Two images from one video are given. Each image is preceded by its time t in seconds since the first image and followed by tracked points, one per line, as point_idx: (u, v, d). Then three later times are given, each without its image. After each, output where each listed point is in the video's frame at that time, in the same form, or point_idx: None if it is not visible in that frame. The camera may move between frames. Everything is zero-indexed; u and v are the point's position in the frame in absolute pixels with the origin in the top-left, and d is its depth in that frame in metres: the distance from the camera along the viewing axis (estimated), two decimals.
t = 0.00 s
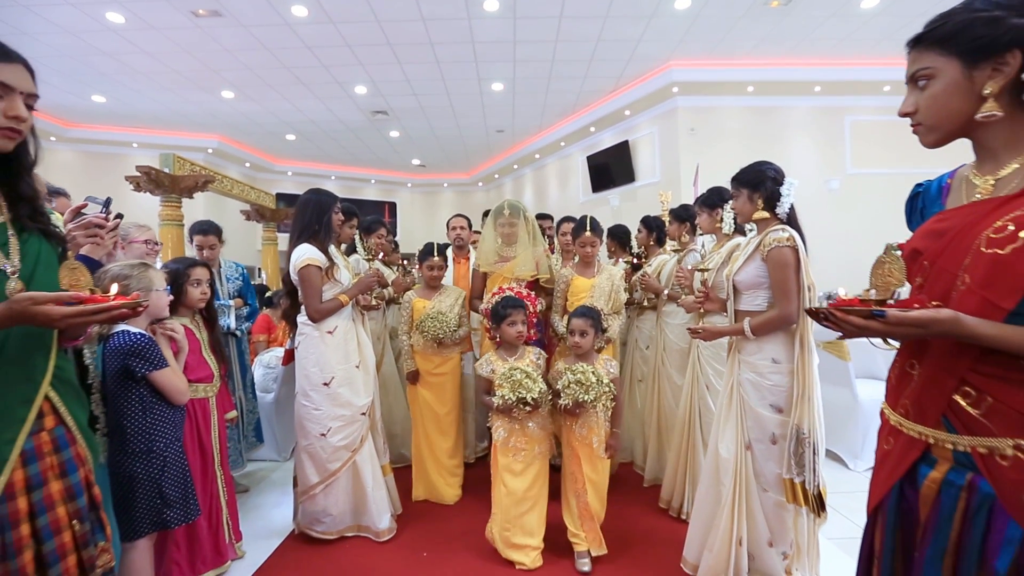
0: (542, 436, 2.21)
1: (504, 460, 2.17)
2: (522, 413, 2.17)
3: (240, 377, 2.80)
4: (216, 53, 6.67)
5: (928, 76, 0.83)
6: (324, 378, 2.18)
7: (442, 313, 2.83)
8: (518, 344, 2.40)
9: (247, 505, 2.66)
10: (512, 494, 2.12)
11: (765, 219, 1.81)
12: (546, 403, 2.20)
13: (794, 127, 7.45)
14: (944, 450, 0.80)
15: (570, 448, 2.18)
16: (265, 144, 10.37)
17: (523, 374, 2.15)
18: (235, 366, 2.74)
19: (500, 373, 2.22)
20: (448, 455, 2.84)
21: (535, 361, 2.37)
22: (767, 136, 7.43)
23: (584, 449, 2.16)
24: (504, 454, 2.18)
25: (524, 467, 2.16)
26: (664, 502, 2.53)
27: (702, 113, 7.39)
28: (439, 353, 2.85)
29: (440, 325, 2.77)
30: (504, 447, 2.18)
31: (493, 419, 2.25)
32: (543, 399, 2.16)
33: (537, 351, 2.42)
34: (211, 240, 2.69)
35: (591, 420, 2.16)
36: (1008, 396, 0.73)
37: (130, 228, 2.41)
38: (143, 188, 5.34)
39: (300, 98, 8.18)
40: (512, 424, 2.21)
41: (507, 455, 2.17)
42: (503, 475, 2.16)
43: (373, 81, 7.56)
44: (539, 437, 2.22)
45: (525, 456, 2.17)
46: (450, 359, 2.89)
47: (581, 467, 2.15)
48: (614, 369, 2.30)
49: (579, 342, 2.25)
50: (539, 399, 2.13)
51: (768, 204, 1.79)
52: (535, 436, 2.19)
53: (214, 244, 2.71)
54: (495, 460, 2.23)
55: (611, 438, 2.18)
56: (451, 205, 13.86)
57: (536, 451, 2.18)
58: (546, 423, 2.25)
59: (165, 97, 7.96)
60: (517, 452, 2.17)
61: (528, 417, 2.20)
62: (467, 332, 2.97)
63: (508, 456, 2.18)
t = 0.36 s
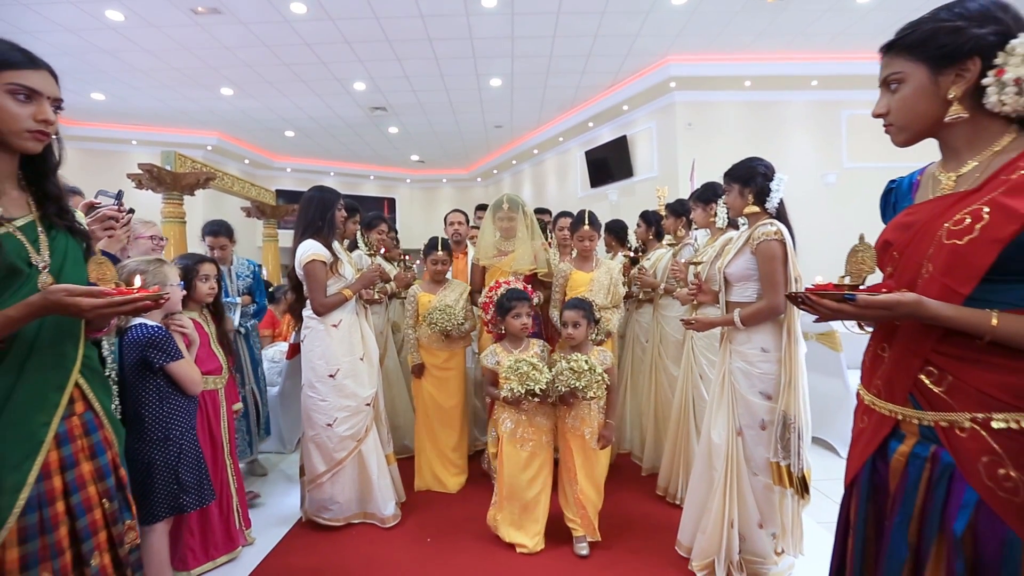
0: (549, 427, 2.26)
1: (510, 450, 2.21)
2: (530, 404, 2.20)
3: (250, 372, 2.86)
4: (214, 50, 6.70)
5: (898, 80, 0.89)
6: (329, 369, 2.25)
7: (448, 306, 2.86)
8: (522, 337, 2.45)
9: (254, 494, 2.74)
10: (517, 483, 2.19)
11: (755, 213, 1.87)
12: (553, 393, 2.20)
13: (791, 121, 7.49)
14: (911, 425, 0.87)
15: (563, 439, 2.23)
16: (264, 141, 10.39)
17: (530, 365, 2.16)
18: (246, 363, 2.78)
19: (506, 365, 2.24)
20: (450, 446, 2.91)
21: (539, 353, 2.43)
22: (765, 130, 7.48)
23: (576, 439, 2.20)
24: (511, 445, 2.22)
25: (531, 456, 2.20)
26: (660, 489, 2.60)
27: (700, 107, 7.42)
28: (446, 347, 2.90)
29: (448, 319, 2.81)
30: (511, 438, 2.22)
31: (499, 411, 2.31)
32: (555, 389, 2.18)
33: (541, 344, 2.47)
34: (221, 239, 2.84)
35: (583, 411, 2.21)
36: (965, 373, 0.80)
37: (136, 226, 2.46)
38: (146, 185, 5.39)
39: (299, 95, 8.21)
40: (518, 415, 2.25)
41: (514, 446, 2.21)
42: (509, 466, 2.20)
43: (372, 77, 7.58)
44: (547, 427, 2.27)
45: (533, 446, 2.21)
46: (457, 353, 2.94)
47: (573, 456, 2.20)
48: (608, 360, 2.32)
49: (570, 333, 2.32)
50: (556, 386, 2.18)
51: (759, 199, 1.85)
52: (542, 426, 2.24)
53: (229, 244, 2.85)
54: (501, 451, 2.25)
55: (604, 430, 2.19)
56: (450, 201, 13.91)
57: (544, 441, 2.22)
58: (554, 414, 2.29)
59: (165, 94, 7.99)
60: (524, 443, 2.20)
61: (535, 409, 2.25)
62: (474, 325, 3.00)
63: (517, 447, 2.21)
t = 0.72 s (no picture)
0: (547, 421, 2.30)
1: (510, 442, 2.25)
2: (529, 398, 2.25)
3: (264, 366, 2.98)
4: (215, 52, 6.75)
5: (866, 95, 0.97)
6: (336, 364, 2.34)
7: (453, 307, 2.95)
8: (523, 333, 2.49)
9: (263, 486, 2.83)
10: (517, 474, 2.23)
11: (742, 214, 1.96)
12: (550, 389, 2.26)
13: (787, 121, 7.58)
14: (878, 408, 0.95)
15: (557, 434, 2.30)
16: (264, 141, 10.44)
17: (528, 360, 2.21)
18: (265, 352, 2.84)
19: (505, 359, 2.28)
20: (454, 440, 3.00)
21: (539, 348, 2.49)
22: (761, 130, 7.56)
23: (571, 436, 2.26)
24: (509, 439, 2.26)
25: (530, 449, 2.25)
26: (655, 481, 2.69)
27: (696, 107, 7.50)
28: (449, 344, 2.99)
29: (454, 322, 2.91)
30: (510, 431, 2.26)
31: (498, 405, 2.33)
32: (550, 384, 2.22)
33: (541, 340, 2.54)
34: (244, 237, 3.21)
35: (578, 408, 2.24)
36: (924, 359, 0.88)
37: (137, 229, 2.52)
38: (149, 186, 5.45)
39: (299, 96, 8.27)
40: (517, 409, 2.29)
41: (513, 439, 2.25)
42: (512, 459, 2.23)
43: (372, 78, 7.65)
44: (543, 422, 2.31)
45: (530, 441, 2.26)
46: (459, 350, 3.03)
47: (567, 452, 2.26)
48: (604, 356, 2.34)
49: (565, 330, 2.34)
50: (549, 382, 2.21)
51: (746, 200, 1.94)
52: (540, 422, 2.29)
53: (249, 241, 3.19)
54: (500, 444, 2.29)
55: (598, 426, 2.23)
56: (449, 200, 14.01)
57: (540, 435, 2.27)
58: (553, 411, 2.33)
59: (165, 95, 8.03)
60: (522, 436, 2.25)
61: (534, 403, 2.29)
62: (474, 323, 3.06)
63: (515, 440, 2.25)
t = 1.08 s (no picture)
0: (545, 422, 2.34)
1: (507, 443, 2.28)
2: (526, 399, 2.27)
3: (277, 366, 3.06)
4: (222, 57, 6.86)
5: (847, 113, 1.05)
6: (346, 364, 2.42)
7: (455, 310, 3.00)
8: (521, 335, 2.51)
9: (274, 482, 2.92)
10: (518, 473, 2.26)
11: (737, 220, 2.04)
12: (547, 390, 2.30)
13: (787, 125, 7.65)
14: (857, 402, 1.02)
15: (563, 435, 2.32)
16: (270, 144, 10.56)
17: (527, 362, 2.24)
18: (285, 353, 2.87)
19: (504, 361, 2.30)
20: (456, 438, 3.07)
21: (538, 350, 2.50)
22: (761, 134, 7.63)
23: (574, 437, 2.27)
24: (507, 439, 2.28)
25: (527, 449, 2.29)
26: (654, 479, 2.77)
27: (697, 111, 7.57)
28: (450, 347, 3.03)
29: (455, 326, 2.96)
30: (507, 431, 2.29)
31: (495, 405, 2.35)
32: (547, 386, 2.26)
33: (540, 342, 2.55)
34: (259, 239, 3.33)
35: (581, 408, 2.27)
36: (899, 356, 0.96)
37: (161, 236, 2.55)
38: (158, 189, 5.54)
39: (304, 100, 8.37)
40: (515, 410, 2.31)
41: (510, 440, 2.28)
42: (511, 460, 2.26)
43: (376, 82, 7.75)
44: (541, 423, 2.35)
45: (527, 442, 2.30)
46: (460, 353, 3.09)
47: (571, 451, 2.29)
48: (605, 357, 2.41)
49: (571, 331, 2.38)
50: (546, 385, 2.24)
51: (740, 206, 2.02)
52: (538, 423, 2.32)
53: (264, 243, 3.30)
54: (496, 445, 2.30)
55: (598, 424, 2.22)
56: (452, 203, 14.12)
57: (538, 436, 2.31)
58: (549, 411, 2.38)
59: (173, 99, 8.14)
60: (519, 437, 2.29)
61: (532, 405, 2.32)
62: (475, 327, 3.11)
63: (510, 441, 2.28)
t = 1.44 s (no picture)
0: (542, 426, 2.39)
1: (508, 447, 2.33)
2: (525, 403, 2.32)
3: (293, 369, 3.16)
4: (237, 64, 7.01)
5: (835, 133, 1.12)
6: (360, 365, 2.52)
7: (458, 312, 3.07)
8: (520, 339, 2.49)
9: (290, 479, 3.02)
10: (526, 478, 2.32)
11: (737, 229, 2.12)
12: (545, 393, 2.38)
13: (793, 130, 7.69)
14: (843, 402, 1.10)
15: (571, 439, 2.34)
16: (281, 148, 10.73)
17: (526, 363, 2.30)
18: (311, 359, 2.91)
19: (504, 362, 2.36)
20: (459, 438, 3.11)
21: (537, 355, 2.47)
22: (768, 140, 7.68)
23: (583, 440, 2.29)
24: (506, 443, 2.33)
25: (527, 452, 2.33)
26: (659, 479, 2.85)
27: (704, 117, 7.63)
28: (453, 350, 3.12)
29: (457, 327, 3.02)
30: (506, 436, 2.34)
31: (494, 408, 2.40)
32: (543, 387, 2.32)
33: (539, 347, 2.50)
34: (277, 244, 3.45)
35: (589, 412, 2.30)
36: (881, 360, 1.03)
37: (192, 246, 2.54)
38: (175, 194, 5.68)
39: (316, 105, 8.52)
40: (513, 413, 2.36)
41: (509, 445, 2.33)
42: (511, 463, 2.31)
43: (386, 88, 7.89)
44: (537, 427, 2.39)
45: (525, 445, 2.34)
46: (464, 356, 3.17)
47: (579, 455, 2.31)
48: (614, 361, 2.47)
49: (581, 336, 2.43)
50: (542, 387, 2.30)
51: (740, 216, 2.11)
52: (535, 427, 2.37)
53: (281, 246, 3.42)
54: (495, 449, 2.36)
55: (604, 427, 2.25)
56: (459, 206, 14.26)
57: (535, 441, 2.35)
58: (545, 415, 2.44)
59: (188, 104, 8.30)
60: (517, 442, 2.33)
61: (529, 408, 2.37)
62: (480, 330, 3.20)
63: (509, 444, 2.34)
